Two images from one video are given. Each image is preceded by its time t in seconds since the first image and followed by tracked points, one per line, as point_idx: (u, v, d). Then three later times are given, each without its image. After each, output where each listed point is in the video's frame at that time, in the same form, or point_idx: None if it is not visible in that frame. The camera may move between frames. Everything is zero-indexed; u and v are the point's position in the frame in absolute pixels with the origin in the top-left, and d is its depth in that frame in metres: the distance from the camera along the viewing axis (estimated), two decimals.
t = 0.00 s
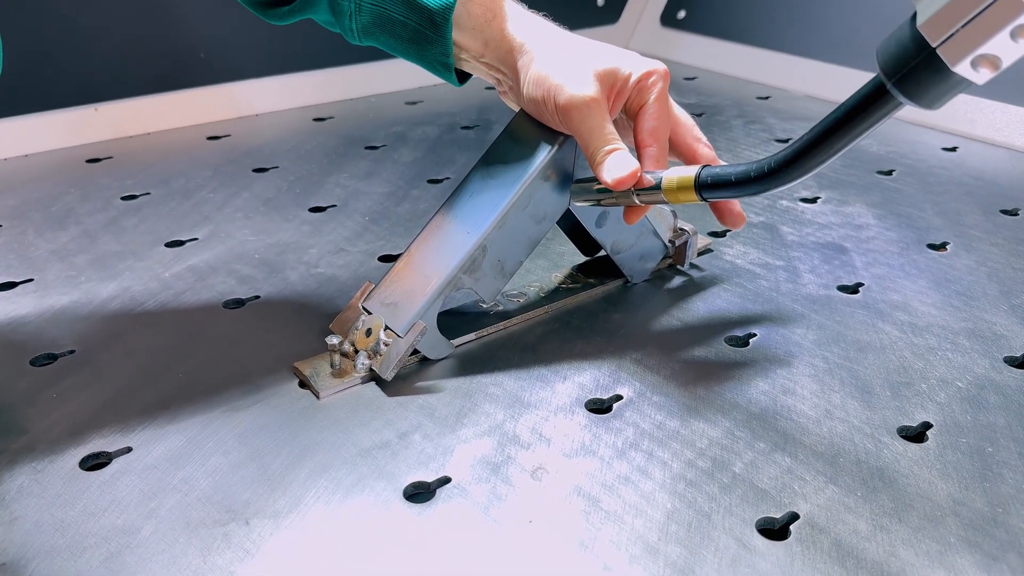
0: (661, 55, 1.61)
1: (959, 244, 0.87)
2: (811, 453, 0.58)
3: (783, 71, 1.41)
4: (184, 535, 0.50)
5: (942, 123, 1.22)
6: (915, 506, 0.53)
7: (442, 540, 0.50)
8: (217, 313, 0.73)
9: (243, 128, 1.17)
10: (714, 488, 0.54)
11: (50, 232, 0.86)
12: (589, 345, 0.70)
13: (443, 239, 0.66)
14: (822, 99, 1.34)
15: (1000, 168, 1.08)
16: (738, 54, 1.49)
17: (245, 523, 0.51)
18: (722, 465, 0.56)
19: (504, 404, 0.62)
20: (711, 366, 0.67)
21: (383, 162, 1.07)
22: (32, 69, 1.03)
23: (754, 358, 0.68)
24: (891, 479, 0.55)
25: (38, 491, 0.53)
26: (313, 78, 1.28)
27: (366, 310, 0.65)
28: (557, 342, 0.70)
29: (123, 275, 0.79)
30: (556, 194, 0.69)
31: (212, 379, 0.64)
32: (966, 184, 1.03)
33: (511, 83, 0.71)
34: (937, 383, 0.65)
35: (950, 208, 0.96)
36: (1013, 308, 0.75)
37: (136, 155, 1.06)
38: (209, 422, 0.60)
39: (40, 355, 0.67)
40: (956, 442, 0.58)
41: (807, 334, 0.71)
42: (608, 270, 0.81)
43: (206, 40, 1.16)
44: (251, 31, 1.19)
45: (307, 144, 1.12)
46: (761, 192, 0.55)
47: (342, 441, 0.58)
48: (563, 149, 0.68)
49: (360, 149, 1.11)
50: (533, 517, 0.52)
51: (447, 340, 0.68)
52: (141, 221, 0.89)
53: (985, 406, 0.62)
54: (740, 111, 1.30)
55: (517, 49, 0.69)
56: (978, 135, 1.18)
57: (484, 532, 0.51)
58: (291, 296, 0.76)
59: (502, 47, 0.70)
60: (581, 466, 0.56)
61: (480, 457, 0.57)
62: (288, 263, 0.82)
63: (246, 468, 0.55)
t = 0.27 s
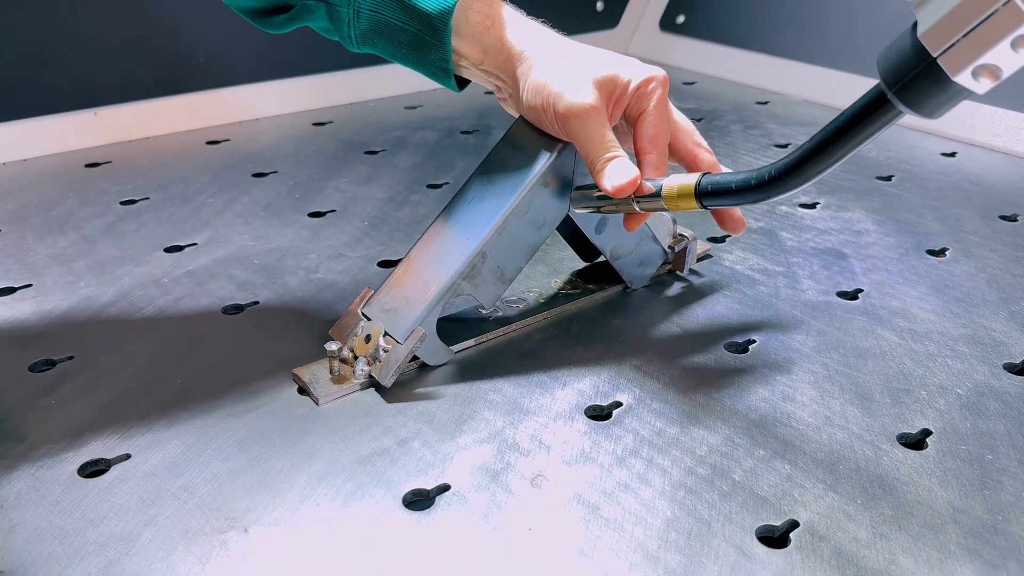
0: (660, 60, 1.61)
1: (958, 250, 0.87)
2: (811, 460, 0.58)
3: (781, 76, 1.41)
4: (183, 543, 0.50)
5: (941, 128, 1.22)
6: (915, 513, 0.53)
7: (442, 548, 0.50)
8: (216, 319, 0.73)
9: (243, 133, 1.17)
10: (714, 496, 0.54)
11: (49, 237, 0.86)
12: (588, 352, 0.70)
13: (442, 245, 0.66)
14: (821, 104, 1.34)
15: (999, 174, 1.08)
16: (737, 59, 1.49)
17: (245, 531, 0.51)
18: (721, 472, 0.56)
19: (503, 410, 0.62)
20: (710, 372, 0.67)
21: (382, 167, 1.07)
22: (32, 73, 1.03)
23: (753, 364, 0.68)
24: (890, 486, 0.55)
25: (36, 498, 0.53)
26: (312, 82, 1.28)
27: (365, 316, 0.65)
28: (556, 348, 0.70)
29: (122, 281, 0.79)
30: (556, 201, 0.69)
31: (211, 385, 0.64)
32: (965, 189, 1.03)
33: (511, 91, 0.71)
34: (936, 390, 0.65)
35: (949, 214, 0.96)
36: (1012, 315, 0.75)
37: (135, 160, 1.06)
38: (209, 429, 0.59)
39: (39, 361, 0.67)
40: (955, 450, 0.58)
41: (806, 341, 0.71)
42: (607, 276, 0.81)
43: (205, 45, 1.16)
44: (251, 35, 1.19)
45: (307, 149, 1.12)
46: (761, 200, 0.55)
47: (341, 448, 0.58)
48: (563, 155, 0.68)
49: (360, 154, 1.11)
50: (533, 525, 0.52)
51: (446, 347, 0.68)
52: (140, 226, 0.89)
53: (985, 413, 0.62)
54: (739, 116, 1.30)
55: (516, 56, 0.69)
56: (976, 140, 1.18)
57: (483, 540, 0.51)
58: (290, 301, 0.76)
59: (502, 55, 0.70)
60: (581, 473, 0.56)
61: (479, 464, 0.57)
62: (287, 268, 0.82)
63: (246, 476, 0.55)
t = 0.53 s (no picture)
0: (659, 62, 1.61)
1: (958, 253, 0.87)
2: (811, 464, 0.57)
3: (781, 79, 1.41)
4: (181, 547, 0.49)
5: (940, 131, 1.22)
6: (915, 517, 0.53)
7: (440, 551, 0.50)
8: (215, 321, 0.73)
9: (242, 135, 1.17)
10: (714, 499, 0.54)
11: (47, 239, 0.86)
12: (588, 355, 0.70)
13: (441, 248, 0.66)
14: (820, 107, 1.34)
15: (999, 177, 1.08)
16: (736, 62, 1.49)
17: (243, 534, 0.51)
18: (721, 476, 0.56)
19: (502, 413, 0.62)
20: (710, 375, 0.67)
21: (381, 169, 1.07)
22: (30, 75, 1.02)
23: (753, 367, 0.68)
24: (891, 490, 0.55)
25: (33, 501, 0.53)
26: (311, 84, 1.28)
27: (364, 319, 0.65)
28: (556, 351, 0.70)
29: (120, 283, 0.78)
30: (555, 203, 0.69)
31: (209, 387, 0.64)
32: (965, 192, 1.03)
33: (510, 93, 0.71)
34: (936, 394, 0.65)
35: (949, 217, 0.96)
36: (1012, 318, 0.75)
37: (134, 162, 1.06)
38: (207, 431, 0.59)
39: (37, 363, 0.67)
40: (956, 453, 0.58)
41: (806, 344, 0.71)
42: (606, 279, 0.81)
43: (204, 47, 1.15)
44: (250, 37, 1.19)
45: (306, 151, 1.12)
46: (761, 202, 0.55)
47: (339, 451, 0.58)
48: (562, 157, 0.68)
49: (359, 156, 1.11)
50: (532, 528, 0.51)
51: (445, 349, 0.67)
52: (138, 228, 0.89)
53: (985, 416, 0.62)
54: (738, 118, 1.30)
55: (515, 57, 0.68)
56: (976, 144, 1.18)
57: (483, 543, 0.50)
58: (289, 303, 0.76)
59: (500, 57, 0.69)
60: (581, 476, 0.56)
61: (478, 467, 0.57)
62: (286, 271, 0.82)
63: (244, 479, 0.55)
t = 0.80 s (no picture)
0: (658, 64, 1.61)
1: (957, 256, 0.87)
2: (810, 467, 0.57)
3: (779, 81, 1.41)
4: (179, 549, 0.49)
5: (939, 134, 1.23)
6: (914, 520, 0.53)
7: (438, 555, 0.50)
8: (213, 323, 0.73)
9: (240, 137, 1.17)
10: (712, 502, 0.54)
11: (45, 241, 0.86)
12: (586, 357, 0.70)
13: (440, 251, 0.66)
14: (819, 109, 1.34)
15: (997, 180, 1.08)
16: (735, 65, 1.49)
17: (240, 537, 0.50)
18: (720, 479, 0.56)
19: (501, 416, 0.62)
20: (709, 378, 0.67)
21: (380, 171, 1.07)
22: (29, 76, 1.02)
23: (752, 370, 0.68)
24: (889, 493, 0.55)
25: (30, 503, 0.53)
26: (310, 86, 1.28)
27: (363, 321, 0.65)
28: (554, 353, 0.70)
29: (118, 285, 0.78)
30: (553, 205, 0.69)
31: (207, 389, 0.64)
32: (964, 195, 1.03)
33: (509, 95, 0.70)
34: (935, 397, 0.64)
35: (948, 219, 0.96)
36: (1011, 321, 0.75)
37: (133, 164, 1.06)
38: (205, 434, 0.59)
39: (34, 366, 0.66)
40: (954, 457, 0.58)
41: (805, 347, 0.71)
42: (605, 281, 0.81)
43: (203, 49, 1.15)
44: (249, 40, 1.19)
45: (304, 153, 1.12)
46: (759, 205, 0.55)
47: (337, 454, 0.58)
48: (561, 159, 0.68)
49: (357, 158, 1.11)
50: (530, 532, 0.51)
51: (444, 352, 0.67)
52: (136, 230, 0.89)
53: (983, 420, 0.62)
54: (737, 121, 1.30)
55: (514, 60, 0.68)
56: (974, 146, 1.18)
57: (481, 546, 0.50)
58: (287, 305, 0.76)
59: (499, 59, 0.69)
60: (579, 479, 0.56)
61: (476, 469, 0.57)
62: (284, 273, 0.81)
63: (242, 481, 0.55)
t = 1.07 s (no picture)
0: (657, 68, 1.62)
1: (955, 259, 0.87)
2: (809, 470, 0.57)
3: (778, 85, 1.41)
4: (178, 552, 0.49)
5: (938, 137, 1.23)
6: (912, 524, 0.53)
7: (438, 558, 0.50)
8: (212, 326, 0.73)
9: (240, 139, 1.17)
10: (711, 506, 0.54)
11: (44, 243, 0.86)
12: (585, 360, 0.70)
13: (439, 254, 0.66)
14: (818, 113, 1.34)
15: (996, 184, 1.09)
16: (734, 68, 1.50)
17: (239, 539, 0.50)
18: (718, 482, 0.56)
19: (500, 419, 0.62)
20: (708, 381, 0.67)
21: (379, 174, 1.07)
22: (29, 79, 1.02)
23: (751, 373, 0.68)
24: (888, 497, 0.55)
25: (29, 506, 0.53)
26: (310, 89, 1.28)
27: (363, 323, 0.65)
28: (553, 356, 0.70)
29: (117, 287, 0.78)
30: (552, 208, 0.69)
31: (206, 392, 0.64)
32: (962, 199, 1.03)
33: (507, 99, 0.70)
34: (933, 400, 0.65)
35: (946, 223, 0.96)
36: (1009, 325, 0.75)
37: (132, 166, 1.06)
38: (205, 437, 0.59)
39: (33, 368, 0.66)
40: (953, 460, 0.58)
41: (804, 350, 0.71)
42: (604, 284, 0.81)
43: (202, 52, 1.16)
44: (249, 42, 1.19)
45: (304, 155, 1.12)
46: (758, 208, 0.55)
47: (336, 457, 0.58)
48: (560, 163, 0.68)
49: (357, 161, 1.11)
50: (529, 535, 0.51)
51: (443, 355, 0.67)
52: (136, 232, 0.89)
53: (982, 423, 0.62)
54: (736, 124, 1.30)
55: (511, 64, 0.67)
56: (973, 150, 1.19)
57: (480, 549, 0.50)
58: (286, 308, 0.76)
59: (496, 63, 0.68)
60: (578, 482, 0.56)
61: (475, 472, 0.57)
62: (283, 276, 0.82)
63: (241, 484, 0.55)
